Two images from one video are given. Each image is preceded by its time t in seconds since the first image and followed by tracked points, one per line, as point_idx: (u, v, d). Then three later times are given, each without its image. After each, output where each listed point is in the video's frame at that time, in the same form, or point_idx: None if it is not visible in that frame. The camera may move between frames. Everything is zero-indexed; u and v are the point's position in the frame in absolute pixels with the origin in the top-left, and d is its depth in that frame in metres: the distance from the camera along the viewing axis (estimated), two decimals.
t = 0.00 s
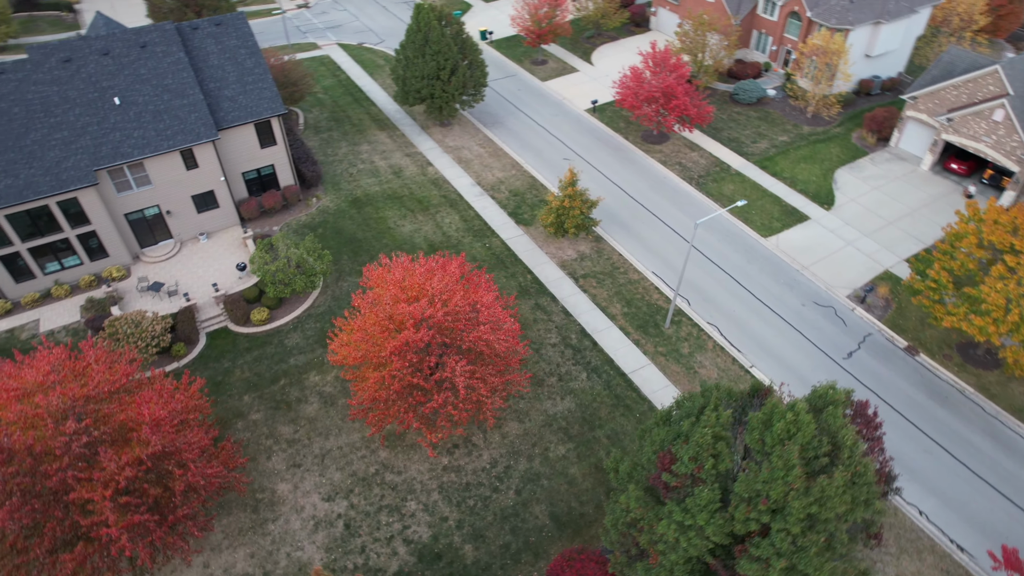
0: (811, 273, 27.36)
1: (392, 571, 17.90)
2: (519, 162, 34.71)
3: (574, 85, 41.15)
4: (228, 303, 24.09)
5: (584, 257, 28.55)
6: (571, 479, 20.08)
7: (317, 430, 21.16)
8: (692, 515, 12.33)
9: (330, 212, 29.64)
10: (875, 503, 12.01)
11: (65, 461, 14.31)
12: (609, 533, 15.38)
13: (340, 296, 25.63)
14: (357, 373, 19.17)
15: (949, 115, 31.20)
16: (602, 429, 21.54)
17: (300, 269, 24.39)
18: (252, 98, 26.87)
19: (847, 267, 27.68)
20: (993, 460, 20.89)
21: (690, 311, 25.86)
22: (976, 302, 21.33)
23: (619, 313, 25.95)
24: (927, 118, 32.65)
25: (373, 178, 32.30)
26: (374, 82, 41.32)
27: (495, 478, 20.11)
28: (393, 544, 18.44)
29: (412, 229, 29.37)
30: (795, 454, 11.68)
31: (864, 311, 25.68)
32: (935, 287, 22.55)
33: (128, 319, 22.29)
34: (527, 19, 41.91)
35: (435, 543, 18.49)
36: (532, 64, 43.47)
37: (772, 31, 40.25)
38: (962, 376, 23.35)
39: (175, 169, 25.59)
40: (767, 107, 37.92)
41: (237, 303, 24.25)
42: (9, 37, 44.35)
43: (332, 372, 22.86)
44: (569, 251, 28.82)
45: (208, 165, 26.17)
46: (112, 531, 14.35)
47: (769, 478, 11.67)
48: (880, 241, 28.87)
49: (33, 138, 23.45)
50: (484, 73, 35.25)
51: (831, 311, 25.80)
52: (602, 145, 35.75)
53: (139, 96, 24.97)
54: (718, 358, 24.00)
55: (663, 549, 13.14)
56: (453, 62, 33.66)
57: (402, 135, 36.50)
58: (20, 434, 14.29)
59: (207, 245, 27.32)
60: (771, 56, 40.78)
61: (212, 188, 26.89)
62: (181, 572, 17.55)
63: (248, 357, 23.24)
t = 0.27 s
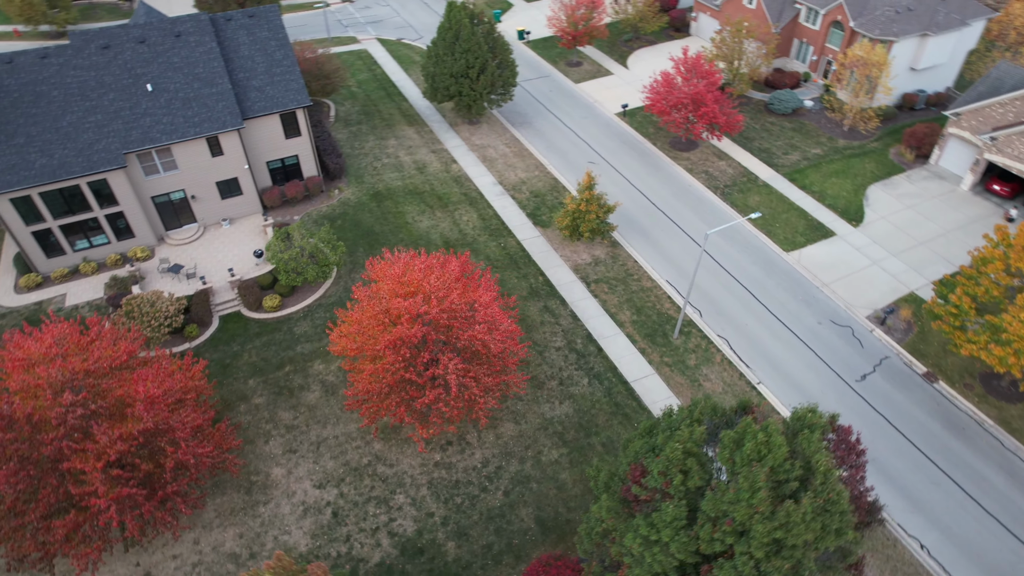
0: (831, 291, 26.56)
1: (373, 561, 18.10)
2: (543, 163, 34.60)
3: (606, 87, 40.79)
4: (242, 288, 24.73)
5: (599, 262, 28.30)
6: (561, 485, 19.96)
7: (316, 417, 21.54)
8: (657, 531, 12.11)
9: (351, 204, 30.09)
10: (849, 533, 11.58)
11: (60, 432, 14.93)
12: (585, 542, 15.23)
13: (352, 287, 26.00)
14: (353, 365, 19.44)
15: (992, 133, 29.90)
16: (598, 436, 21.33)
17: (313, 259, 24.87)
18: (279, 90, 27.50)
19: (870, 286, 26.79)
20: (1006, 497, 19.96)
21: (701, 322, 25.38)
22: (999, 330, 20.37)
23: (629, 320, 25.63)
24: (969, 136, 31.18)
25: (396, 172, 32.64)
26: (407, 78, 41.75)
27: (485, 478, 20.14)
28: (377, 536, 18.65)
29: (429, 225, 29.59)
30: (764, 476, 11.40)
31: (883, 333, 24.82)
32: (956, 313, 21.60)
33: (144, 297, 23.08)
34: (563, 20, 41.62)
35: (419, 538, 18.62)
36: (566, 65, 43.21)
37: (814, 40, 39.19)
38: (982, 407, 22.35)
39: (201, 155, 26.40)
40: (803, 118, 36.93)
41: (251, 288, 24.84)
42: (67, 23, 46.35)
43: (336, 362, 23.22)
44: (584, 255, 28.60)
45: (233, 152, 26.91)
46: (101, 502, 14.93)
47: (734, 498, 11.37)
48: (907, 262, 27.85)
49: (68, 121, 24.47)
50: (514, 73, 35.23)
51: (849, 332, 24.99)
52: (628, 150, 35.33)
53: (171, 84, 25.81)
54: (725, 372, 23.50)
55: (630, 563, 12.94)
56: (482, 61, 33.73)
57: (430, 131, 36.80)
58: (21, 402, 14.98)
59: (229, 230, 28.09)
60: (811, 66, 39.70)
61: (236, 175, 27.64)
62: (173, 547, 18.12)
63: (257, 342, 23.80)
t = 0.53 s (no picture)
0: (850, 311, 25.75)
1: (356, 552, 18.33)
2: (567, 166, 34.41)
3: (639, 92, 40.32)
4: (256, 275, 25.35)
5: (613, 267, 28.01)
6: (550, 489, 19.86)
7: (316, 406, 21.91)
8: (619, 543, 11.94)
9: (371, 198, 30.49)
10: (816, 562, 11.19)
11: (59, 404, 15.56)
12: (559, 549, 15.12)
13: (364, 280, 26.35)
14: (351, 356, 19.72)
15: None
16: (592, 444, 21.16)
17: (326, 250, 25.29)
18: (305, 83, 28.07)
19: (891, 308, 25.88)
20: (1015, 537, 19.08)
21: (711, 335, 24.89)
22: (1020, 362, 19.40)
23: (637, 328, 25.29)
24: (1012, 157, 29.79)
25: (419, 169, 32.92)
26: (440, 75, 42.06)
27: (475, 477, 20.19)
28: (363, 527, 18.89)
29: (447, 222, 29.77)
30: (727, 497, 11.13)
31: (900, 358, 23.95)
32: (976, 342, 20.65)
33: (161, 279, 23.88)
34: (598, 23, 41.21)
35: (403, 532, 18.79)
36: (601, 68, 42.82)
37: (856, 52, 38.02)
38: (1000, 442, 21.36)
39: (226, 144, 27.16)
40: (839, 131, 35.88)
41: (265, 276, 25.44)
42: (122, 12, 48.21)
43: (341, 353, 23.57)
44: (598, 260, 28.36)
45: (257, 142, 27.60)
46: (94, 473, 15.52)
47: (694, 516, 11.11)
48: (934, 285, 26.81)
49: (103, 105, 25.45)
50: (543, 75, 35.15)
51: (865, 354, 24.19)
52: (655, 156, 34.85)
53: (202, 73, 26.60)
54: (730, 387, 23.01)
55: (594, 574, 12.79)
56: (510, 61, 33.75)
57: (457, 130, 37.01)
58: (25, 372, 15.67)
59: (251, 218, 28.84)
60: (853, 79, 38.53)
61: (260, 165, 28.34)
62: (167, 522, 18.72)
63: (267, 328, 24.34)
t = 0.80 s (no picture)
0: (867, 332, 24.91)
1: (341, 541, 18.58)
2: (590, 170, 34.14)
3: (670, 97, 39.74)
4: (271, 264, 25.93)
5: (625, 274, 27.69)
6: (538, 494, 19.77)
7: (317, 395, 22.28)
8: (577, 554, 11.79)
9: (391, 193, 30.84)
10: None
11: (60, 377, 16.20)
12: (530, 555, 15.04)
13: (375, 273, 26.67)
14: (349, 348, 19.94)
15: None
16: (586, 452, 20.97)
17: (339, 242, 25.70)
18: (331, 76, 28.56)
19: (912, 332, 24.94)
20: None
21: (719, 349, 24.38)
22: None
23: (644, 337, 24.95)
24: None
25: (442, 167, 33.14)
26: (472, 74, 42.25)
27: (465, 477, 20.24)
28: (350, 517, 19.14)
29: (463, 221, 29.91)
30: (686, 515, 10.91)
31: (915, 384, 23.08)
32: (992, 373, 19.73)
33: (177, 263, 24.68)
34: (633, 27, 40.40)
35: (388, 526, 18.96)
36: (634, 72, 42.28)
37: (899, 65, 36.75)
38: (1015, 479, 20.37)
39: (251, 134, 27.87)
40: (874, 146, 34.75)
41: (279, 264, 26.00)
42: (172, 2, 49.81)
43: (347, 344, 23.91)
44: (611, 266, 28.07)
45: (281, 133, 28.24)
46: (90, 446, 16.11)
47: (650, 532, 10.89)
48: (961, 310, 25.72)
49: (135, 92, 26.38)
50: (571, 77, 34.97)
51: (878, 378, 23.38)
52: (680, 163, 34.26)
53: (231, 64, 27.33)
54: (733, 403, 22.52)
55: None
56: (538, 62, 33.68)
57: (484, 129, 37.13)
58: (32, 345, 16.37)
59: (272, 207, 29.55)
60: (893, 92, 37.28)
61: (284, 156, 29.01)
62: (163, 499, 19.31)
63: (278, 316, 24.86)
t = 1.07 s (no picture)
0: (883, 355, 24.08)
1: (327, 530, 18.87)
2: (613, 175, 33.78)
3: (702, 104, 39.09)
4: (286, 253, 26.53)
5: (638, 282, 27.33)
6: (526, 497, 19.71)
7: (319, 384, 22.66)
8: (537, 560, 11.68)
9: (411, 189, 31.15)
10: None
11: (66, 351, 16.89)
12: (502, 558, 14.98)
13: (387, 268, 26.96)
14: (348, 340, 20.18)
15: None
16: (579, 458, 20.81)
17: (353, 235, 26.08)
18: (356, 71, 29.01)
19: (931, 357, 24.01)
20: None
21: (726, 363, 23.87)
22: None
23: (650, 346, 24.60)
24: None
25: (464, 165, 33.28)
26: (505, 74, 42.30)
27: (455, 475, 20.31)
28: (338, 506, 19.43)
29: (480, 220, 29.99)
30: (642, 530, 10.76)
31: (929, 412, 22.21)
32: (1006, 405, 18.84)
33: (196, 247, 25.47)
34: (668, 32, 39.80)
35: (374, 518, 19.17)
36: (669, 78, 41.66)
37: (943, 79, 35.40)
38: None
39: (276, 125, 28.56)
40: (911, 163, 33.56)
41: (294, 254, 26.58)
42: None
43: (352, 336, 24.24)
44: (624, 272, 27.76)
45: (306, 125, 28.85)
46: (89, 419, 16.75)
47: (606, 544, 10.67)
48: (986, 338, 24.64)
49: (168, 80, 27.27)
50: (599, 80, 34.72)
51: (891, 403, 22.56)
52: (705, 171, 33.64)
53: (260, 56, 28.02)
54: (735, 419, 22.05)
55: None
56: (566, 64, 33.56)
57: (510, 129, 37.13)
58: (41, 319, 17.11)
59: (294, 197, 30.25)
60: (936, 107, 35.93)
61: (307, 147, 29.64)
62: (162, 474, 19.95)
63: (289, 305, 25.37)
